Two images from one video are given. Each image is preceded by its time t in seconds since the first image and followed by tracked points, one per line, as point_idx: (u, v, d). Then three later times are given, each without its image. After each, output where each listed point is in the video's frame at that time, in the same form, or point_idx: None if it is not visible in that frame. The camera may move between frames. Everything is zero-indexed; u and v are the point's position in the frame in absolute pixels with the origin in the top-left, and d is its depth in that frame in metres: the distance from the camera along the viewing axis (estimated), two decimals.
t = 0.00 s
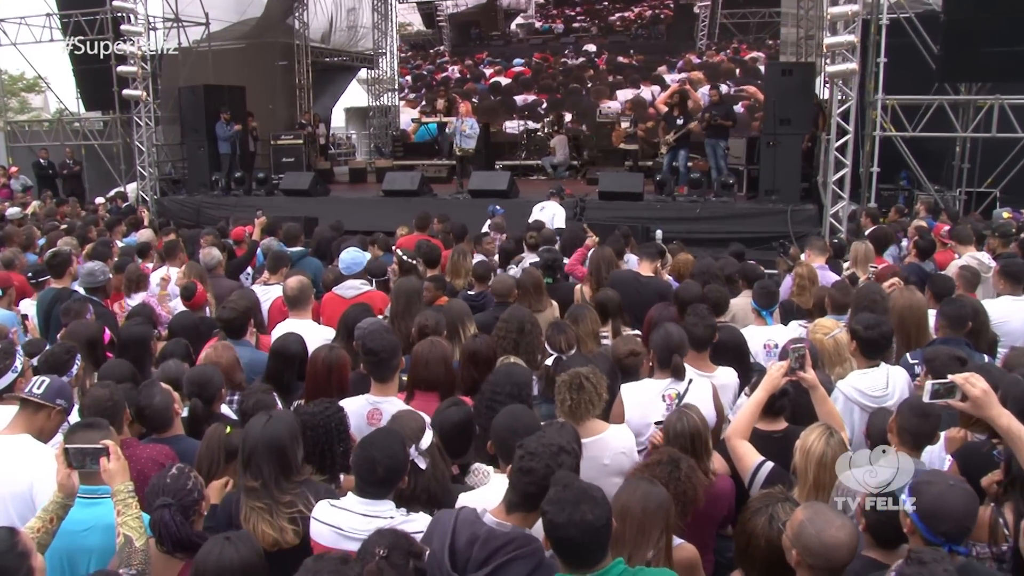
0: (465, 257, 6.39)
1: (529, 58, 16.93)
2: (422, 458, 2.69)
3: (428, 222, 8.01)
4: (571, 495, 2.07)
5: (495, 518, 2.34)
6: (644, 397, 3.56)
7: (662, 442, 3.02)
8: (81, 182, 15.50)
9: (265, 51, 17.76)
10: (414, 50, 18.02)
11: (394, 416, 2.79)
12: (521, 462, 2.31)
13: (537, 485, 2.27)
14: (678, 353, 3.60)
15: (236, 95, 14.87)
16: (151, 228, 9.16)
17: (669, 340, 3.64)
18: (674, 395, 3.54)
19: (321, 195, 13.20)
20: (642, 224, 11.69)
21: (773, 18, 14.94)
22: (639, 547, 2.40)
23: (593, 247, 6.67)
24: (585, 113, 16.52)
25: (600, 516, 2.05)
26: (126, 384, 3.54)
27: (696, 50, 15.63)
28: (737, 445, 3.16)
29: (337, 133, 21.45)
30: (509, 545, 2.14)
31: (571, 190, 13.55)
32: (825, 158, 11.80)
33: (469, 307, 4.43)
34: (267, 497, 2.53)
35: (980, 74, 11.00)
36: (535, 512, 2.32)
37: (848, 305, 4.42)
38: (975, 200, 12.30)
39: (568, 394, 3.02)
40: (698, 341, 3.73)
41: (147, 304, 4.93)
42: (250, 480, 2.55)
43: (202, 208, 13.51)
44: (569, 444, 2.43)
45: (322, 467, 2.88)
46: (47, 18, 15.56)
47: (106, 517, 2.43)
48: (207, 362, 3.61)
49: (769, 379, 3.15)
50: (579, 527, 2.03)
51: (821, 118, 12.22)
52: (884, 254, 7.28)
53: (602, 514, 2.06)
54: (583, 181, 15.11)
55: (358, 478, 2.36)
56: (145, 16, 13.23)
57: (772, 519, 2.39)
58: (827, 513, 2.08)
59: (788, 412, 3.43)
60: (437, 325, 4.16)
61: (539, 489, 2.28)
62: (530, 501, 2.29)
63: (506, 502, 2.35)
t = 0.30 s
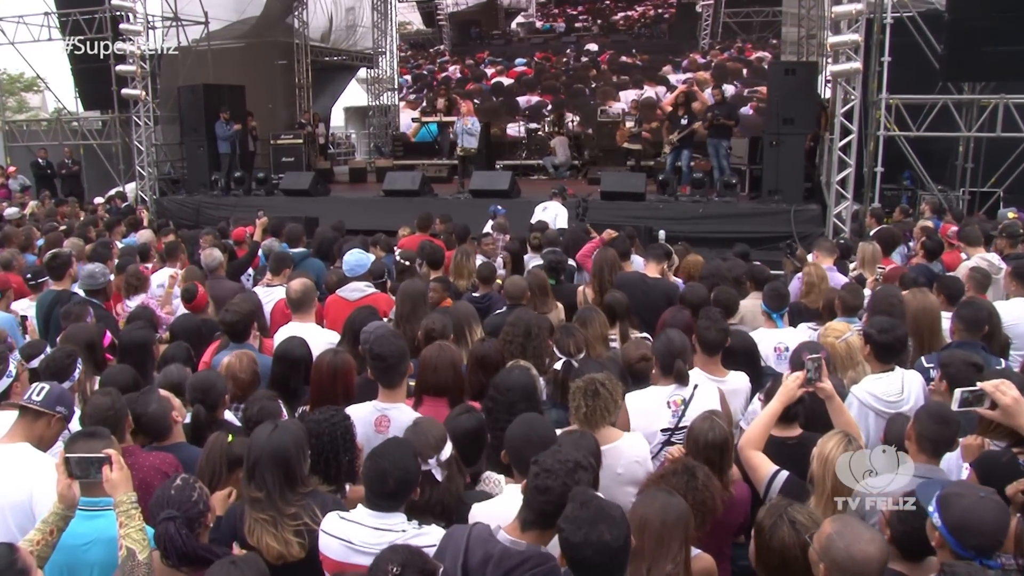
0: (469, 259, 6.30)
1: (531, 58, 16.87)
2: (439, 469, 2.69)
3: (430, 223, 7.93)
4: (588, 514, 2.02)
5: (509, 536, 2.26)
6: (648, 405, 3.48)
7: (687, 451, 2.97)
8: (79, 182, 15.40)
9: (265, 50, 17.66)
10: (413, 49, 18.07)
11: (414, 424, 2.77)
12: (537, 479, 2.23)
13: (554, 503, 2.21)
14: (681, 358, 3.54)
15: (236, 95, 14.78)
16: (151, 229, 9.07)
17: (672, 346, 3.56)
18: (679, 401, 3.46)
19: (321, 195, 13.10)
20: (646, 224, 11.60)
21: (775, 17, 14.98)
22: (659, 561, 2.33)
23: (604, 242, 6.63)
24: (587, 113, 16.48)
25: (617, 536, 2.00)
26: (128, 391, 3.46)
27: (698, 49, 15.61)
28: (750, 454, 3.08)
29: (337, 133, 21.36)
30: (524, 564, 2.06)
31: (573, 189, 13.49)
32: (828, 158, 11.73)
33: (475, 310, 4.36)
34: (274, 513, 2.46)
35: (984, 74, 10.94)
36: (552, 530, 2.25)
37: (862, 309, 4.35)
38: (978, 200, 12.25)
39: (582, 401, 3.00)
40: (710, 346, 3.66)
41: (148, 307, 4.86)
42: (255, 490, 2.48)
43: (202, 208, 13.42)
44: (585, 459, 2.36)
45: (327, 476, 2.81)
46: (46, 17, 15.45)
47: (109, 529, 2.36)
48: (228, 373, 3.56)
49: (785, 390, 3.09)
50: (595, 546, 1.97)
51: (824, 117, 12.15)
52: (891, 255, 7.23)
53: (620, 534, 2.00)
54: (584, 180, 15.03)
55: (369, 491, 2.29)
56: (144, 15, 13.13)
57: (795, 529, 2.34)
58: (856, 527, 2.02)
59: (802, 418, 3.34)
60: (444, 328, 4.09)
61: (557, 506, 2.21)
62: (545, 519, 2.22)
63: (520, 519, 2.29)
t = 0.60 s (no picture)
0: (475, 260, 6.23)
1: (534, 58, 16.79)
2: (467, 483, 2.64)
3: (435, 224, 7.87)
4: (639, 526, 1.99)
5: (524, 554, 2.20)
6: (665, 411, 3.41)
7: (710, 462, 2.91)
8: (81, 183, 15.35)
9: (266, 50, 17.56)
10: (415, 49, 18.01)
11: (443, 434, 2.71)
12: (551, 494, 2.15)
13: (570, 516, 2.13)
14: (696, 364, 3.46)
15: (237, 95, 14.70)
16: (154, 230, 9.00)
17: (688, 351, 3.49)
18: (696, 408, 3.39)
19: (323, 196, 13.02)
20: (650, 225, 11.53)
21: (781, 17, 14.92)
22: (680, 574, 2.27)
23: (616, 243, 6.56)
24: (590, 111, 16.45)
25: (668, 549, 1.95)
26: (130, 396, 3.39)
27: (704, 49, 15.53)
28: (766, 464, 3.00)
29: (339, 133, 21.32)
30: None
31: (577, 190, 13.43)
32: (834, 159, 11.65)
33: (484, 313, 4.30)
34: (284, 526, 2.40)
35: (990, 74, 10.85)
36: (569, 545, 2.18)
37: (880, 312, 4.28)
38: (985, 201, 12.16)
39: (597, 409, 2.93)
40: (724, 350, 3.58)
41: (151, 310, 4.79)
42: (265, 502, 2.41)
43: (203, 209, 13.36)
44: (601, 473, 2.27)
45: (338, 486, 2.74)
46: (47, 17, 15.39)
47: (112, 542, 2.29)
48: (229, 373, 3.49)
49: (801, 401, 3.00)
50: (645, 559, 1.93)
51: (830, 117, 12.08)
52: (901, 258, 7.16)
53: (670, 548, 1.96)
54: (587, 181, 14.97)
55: (382, 503, 2.23)
56: (145, 15, 13.06)
57: (810, 539, 2.20)
58: (888, 544, 1.95)
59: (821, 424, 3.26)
60: (453, 332, 4.00)
61: (574, 522, 2.13)
62: (560, 535, 2.15)
63: (534, 535, 2.21)
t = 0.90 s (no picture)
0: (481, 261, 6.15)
1: (538, 57, 16.72)
2: (485, 494, 2.57)
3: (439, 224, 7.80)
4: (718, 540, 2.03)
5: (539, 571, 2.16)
6: (688, 413, 3.33)
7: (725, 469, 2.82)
8: (82, 183, 15.29)
9: (268, 49, 17.44)
10: (419, 49, 17.94)
11: (464, 440, 2.64)
12: (568, 505, 2.09)
13: (582, 528, 2.06)
14: (726, 367, 3.36)
15: (239, 95, 14.63)
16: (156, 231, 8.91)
17: (719, 353, 3.36)
18: (720, 411, 3.32)
19: (326, 196, 12.93)
20: (656, 225, 11.45)
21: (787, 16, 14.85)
22: None
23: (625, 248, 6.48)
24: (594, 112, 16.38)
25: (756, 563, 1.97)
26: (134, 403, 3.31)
27: (711, 49, 15.43)
28: (790, 468, 2.92)
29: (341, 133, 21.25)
30: None
31: (582, 191, 13.36)
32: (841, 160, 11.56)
33: (492, 316, 4.22)
34: (296, 537, 2.33)
35: (999, 74, 10.76)
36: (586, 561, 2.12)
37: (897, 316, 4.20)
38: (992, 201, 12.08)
39: (614, 416, 2.85)
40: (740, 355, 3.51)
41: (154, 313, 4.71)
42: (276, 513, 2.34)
43: (206, 209, 13.30)
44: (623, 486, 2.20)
45: (350, 494, 2.67)
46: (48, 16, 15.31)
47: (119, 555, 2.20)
48: (227, 375, 3.49)
49: (830, 401, 2.87)
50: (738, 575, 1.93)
51: (836, 118, 11.99)
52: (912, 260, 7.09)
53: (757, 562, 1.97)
54: (591, 181, 14.90)
55: (398, 515, 2.16)
56: (147, 14, 12.98)
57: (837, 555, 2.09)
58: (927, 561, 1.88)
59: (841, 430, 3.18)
60: (463, 335, 3.92)
61: (585, 536, 2.07)
62: (576, 551, 2.08)
63: (550, 550, 2.15)
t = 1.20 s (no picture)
0: (488, 261, 6.07)
1: (544, 57, 16.65)
2: (499, 501, 2.49)
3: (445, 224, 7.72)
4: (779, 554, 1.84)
5: None
6: (716, 417, 3.25)
7: (737, 473, 2.75)
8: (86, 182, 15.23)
9: (271, 48, 17.27)
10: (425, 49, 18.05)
11: (476, 445, 2.57)
12: (575, 515, 2.03)
13: (588, 538, 2.01)
14: (759, 371, 3.27)
15: (243, 95, 14.57)
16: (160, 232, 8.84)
17: (752, 357, 3.28)
18: (748, 417, 3.24)
19: (330, 196, 12.84)
20: (662, 226, 11.35)
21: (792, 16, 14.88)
22: None
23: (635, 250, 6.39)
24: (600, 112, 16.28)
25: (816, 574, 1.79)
26: (139, 409, 3.24)
27: (720, 50, 15.37)
28: (813, 474, 2.85)
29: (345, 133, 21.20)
30: None
31: (589, 192, 13.29)
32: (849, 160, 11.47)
33: (502, 317, 4.15)
34: (308, 550, 2.26)
35: (1008, 72, 10.67)
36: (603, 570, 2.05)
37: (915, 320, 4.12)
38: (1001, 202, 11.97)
39: (632, 423, 2.78)
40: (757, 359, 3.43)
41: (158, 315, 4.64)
42: (287, 524, 2.27)
43: (209, 209, 13.25)
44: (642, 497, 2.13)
45: (362, 503, 2.60)
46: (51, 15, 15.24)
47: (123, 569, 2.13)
48: (227, 378, 3.42)
49: (855, 406, 2.80)
50: None
51: (844, 118, 11.90)
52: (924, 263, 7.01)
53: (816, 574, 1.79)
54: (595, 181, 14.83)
55: (413, 526, 2.09)
56: (150, 13, 12.92)
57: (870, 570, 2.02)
58: None
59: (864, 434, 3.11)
60: (474, 338, 3.85)
61: (596, 547, 2.01)
62: (566, 550, 2.04)
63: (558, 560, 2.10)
